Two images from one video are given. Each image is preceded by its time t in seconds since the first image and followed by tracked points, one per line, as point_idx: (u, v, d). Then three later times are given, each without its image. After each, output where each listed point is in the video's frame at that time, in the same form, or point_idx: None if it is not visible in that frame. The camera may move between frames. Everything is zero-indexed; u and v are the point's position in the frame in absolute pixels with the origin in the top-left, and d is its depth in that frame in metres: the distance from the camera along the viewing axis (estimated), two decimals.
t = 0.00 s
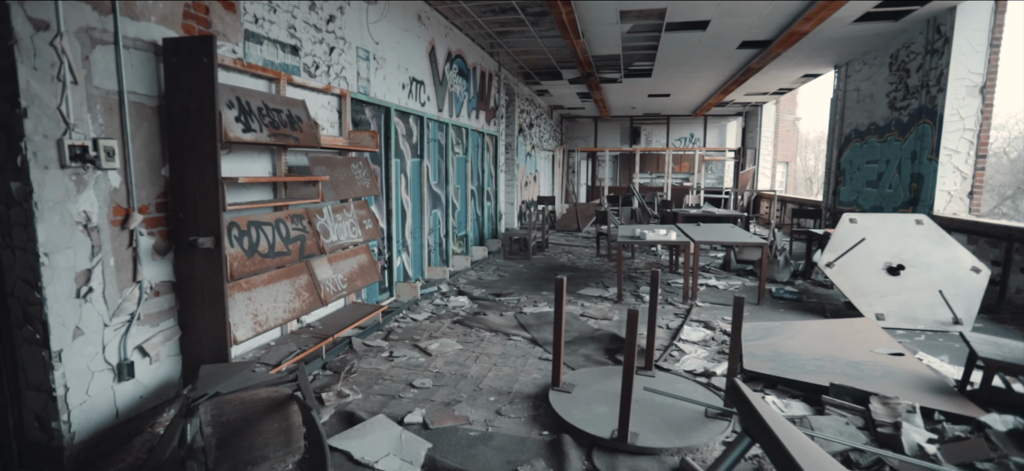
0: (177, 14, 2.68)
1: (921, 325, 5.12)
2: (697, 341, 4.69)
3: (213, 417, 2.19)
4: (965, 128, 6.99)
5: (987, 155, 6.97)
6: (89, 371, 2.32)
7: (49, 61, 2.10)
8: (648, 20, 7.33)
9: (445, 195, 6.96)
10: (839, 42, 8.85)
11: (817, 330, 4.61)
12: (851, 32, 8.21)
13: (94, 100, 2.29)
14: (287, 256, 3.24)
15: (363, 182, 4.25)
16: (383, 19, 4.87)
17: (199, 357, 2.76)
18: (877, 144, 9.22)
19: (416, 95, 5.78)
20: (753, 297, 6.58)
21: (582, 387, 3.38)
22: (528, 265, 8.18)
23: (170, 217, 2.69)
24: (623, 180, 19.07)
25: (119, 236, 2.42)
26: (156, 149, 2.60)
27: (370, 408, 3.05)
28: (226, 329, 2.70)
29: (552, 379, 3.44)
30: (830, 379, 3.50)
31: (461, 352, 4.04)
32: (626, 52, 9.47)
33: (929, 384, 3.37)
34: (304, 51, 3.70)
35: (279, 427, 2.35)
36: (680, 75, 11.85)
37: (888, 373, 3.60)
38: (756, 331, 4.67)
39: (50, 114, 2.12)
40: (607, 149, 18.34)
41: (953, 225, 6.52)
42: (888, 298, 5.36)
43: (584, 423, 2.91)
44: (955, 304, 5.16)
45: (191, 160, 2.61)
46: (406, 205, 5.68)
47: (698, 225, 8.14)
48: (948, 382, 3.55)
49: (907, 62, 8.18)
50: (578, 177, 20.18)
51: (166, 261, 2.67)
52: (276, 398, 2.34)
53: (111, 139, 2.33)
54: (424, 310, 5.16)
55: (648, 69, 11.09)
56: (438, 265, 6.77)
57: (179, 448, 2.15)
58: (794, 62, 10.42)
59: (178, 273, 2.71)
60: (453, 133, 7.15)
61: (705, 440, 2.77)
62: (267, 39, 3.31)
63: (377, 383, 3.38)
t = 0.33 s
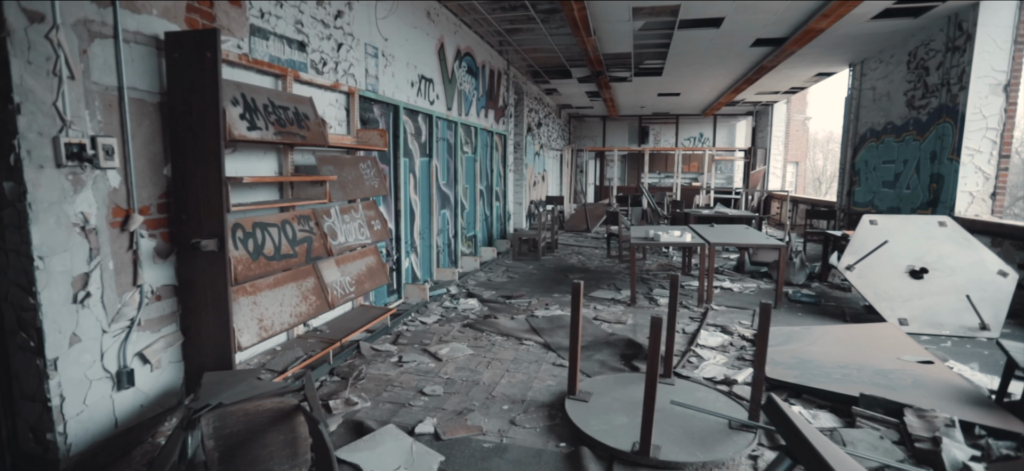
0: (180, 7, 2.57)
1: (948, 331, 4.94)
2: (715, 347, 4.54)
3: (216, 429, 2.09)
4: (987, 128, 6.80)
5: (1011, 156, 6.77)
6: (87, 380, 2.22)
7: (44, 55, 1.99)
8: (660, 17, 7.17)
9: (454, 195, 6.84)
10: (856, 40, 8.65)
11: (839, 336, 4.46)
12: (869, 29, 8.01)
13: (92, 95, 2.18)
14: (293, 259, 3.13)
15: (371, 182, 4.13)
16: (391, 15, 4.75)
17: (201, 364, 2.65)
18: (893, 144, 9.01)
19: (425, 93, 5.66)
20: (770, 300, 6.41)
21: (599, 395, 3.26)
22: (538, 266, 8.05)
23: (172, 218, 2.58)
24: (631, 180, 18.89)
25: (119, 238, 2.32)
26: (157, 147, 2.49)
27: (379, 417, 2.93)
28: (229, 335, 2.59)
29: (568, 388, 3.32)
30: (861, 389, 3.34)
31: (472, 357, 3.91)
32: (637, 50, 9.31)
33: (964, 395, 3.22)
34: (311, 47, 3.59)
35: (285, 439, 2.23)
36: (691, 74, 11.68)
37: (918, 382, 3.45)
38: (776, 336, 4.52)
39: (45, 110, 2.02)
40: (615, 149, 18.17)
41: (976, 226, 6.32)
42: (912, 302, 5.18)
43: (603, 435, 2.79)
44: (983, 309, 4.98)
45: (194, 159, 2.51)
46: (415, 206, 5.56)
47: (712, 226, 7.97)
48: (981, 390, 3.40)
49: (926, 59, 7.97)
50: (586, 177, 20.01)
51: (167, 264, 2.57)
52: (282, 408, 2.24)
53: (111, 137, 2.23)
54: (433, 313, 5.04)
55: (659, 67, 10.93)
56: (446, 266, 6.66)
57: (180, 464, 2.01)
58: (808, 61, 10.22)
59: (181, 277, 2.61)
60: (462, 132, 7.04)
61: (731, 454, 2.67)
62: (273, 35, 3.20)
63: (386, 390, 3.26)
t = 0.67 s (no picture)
0: None
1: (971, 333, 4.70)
2: (733, 352, 4.39)
3: (217, 443, 1.97)
4: (1009, 125, 6.59)
5: None
6: (85, 389, 2.13)
7: (38, 47, 1.89)
8: (672, 14, 7.03)
9: (463, 195, 6.72)
10: (872, 37, 8.45)
11: (863, 340, 4.29)
12: (886, 26, 7.82)
13: (90, 91, 2.08)
14: (300, 261, 3.02)
15: (380, 181, 4.02)
16: (400, 11, 4.64)
17: (205, 371, 2.55)
18: (909, 143, 8.80)
19: (434, 92, 5.55)
20: (786, 302, 6.23)
21: (616, 403, 3.11)
22: (547, 267, 7.92)
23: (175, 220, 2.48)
24: (639, 180, 18.70)
25: (119, 240, 2.22)
26: (160, 145, 2.38)
27: (389, 427, 2.81)
28: (233, 341, 2.49)
29: (584, 396, 3.18)
30: (892, 398, 3.17)
31: (484, 362, 3.79)
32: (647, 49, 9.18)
33: (999, 404, 3.06)
34: (319, 43, 3.47)
35: (291, 452, 2.11)
36: (701, 72, 11.50)
37: (950, 390, 3.28)
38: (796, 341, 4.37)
39: (39, 106, 1.92)
40: (624, 148, 18.00)
41: (999, 227, 6.13)
42: (931, 305, 4.96)
43: (623, 446, 2.65)
44: (1009, 313, 4.74)
45: (196, 158, 2.40)
46: (424, 206, 5.45)
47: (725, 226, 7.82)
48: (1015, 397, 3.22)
49: (944, 56, 7.76)
50: (594, 177, 19.85)
51: (170, 267, 2.46)
52: (288, 420, 2.13)
53: (110, 135, 2.13)
54: (443, 316, 4.92)
55: (669, 65, 10.77)
56: (455, 268, 6.54)
57: None
58: (822, 59, 10.03)
59: (183, 280, 2.50)
60: (471, 131, 6.93)
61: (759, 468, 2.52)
62: (280, 30, 3.09)
63: (396, 397, 3.15)
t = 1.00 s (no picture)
0: None
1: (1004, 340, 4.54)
2: (752, 357, 4.20)
3: (222, 457, 1.88)
4: None
5: None
6: (86, 397, 2.04)
7: (36, 39, 1.82)
8: (687, 10, 6.88)
9: (474, 196, 6.61)
10: (892, 33, 8.24)
11: (890, 344, 4.12)
12: (907, 21, 7.61)
13: (92, 86, 2.00)
14: (309, 264, 2.92)
15: (392, 181, 3.91)
16: (412, 7, 4.54)
17: (211, 378, 2.45)
18: (929, 141, 8.58)
19: (446, 90, 5.45)
20: (806, 306, 6.02)
21: (637, 412, 2.97)
22: (559, 269, 7.78)
23: (180, 220, 2.38)
24: (649, 181, 18.52)
25: (122, 242, 2.13)
26: (165, 143, 2.29)
27: (401, 436, 2.69)
28: (240, 347, 2.39)
29: (602, 404, 3.04)
30: (929, 409, 2.99)
31: (497, 368, 3.66)
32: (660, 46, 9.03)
33: None
34: (330, 39, 3.37)
35: (300, 465, 1.98)
36: (714, 71, 11.33)
37: (988, 400, 3.10)
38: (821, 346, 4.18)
39: (37, 101, 1.85)
40: (634, 149, 17.81)
41: None
42: (959, 309, 4.79)
43: (644, 458, 2.51)
44: None
45: (202, 156, 2.30)
46: (435, 207, 5.34)
47: (741, 227, 7.62)
48: None
49: (967, 51, 7.53)
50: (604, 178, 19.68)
51: (175, 270, 2.37)
52: (296, 431, 2.04)
53: (112, 132, 2.04)
54: (454, 319, 4.80)
55: (682, 64, 10.62)
56: (467, 269, 6.43)
57: None
58: (838, 56, 9.82)
59: (190, 284, 2.41)
60: (483, 131, 6.82)
61: None
62: (290, 24, 3.00)
63: (408, 405, 3.03)
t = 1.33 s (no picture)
0: None
1: None
2: (780, 364, 3.99)
3: None
4: None
5: None
6: (92, 406, 1.96)
7: (39, 32, 1.74)
8: (708, 6, 6.70)
9: (490, 196, 6.50)
10: (920, 29, 7.96)
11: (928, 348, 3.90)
12: (937, 15, 7.33)
13: (99, 82, 1.92)
14: (323, 266, 2.82)
15: (408, 181, 3.81)
16: (427, 3, 4.44)
17: (222, 385, 2.36)
18: (958, 140, 8.28)
19: (462, 88, 5.35)
20: (834, 312, 5.69)
21: (663, 423, 2.82)
22: (575, 271, 7.64)
23: (191, 222, 2.30)
24: (664, 181, 18.26)
25: (130, 244, 2.05)
26: (175, 142, 2.21)
27: (417, 447, 2.58)
28: (252, 354, 2.30)
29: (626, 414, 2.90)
30: (978, 425, 2.79)
31: (515, 374, 3.54)
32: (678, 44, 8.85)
33: None
34: (344, 35, 3.28)
35: None
36: (733, 69, 11.10)
37: None
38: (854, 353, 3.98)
39: (41, 97, 1.77)
40: (649, 149, 17.56)
41: None
42: (998, 316, 4.52)
43: None
44: None
45: (213, 155, 2.21)
46: (451, 207, 5.24)
47: (763, 229, 7.41)
48: None
49: (1000, 45, 7.23)
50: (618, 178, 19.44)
51: (185, 274, 2.28)
52: (310, 445, 1.94)
53: (119, 129, 1.96)
54: (470, 322, 4.69)
55: (700, 62, 10.41)
56: (482, 271, 6.32)
57: None
58: (863, 53, 9.54)
59: (200, 287, 2.32)
60: (499, 130, 6.71)
61: None
62: (304, 19, 2.90)
63: (424, 413, 2.92)
